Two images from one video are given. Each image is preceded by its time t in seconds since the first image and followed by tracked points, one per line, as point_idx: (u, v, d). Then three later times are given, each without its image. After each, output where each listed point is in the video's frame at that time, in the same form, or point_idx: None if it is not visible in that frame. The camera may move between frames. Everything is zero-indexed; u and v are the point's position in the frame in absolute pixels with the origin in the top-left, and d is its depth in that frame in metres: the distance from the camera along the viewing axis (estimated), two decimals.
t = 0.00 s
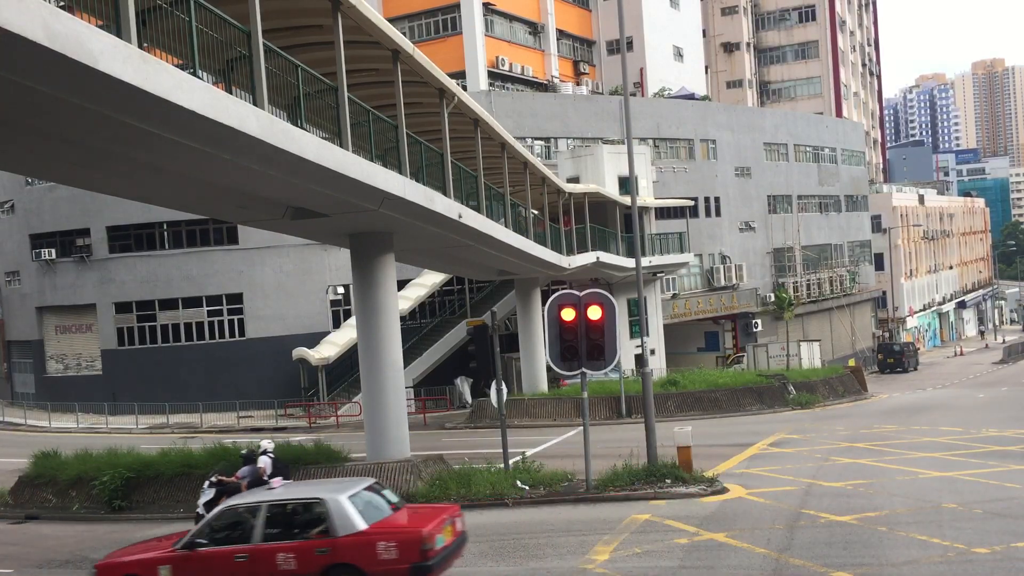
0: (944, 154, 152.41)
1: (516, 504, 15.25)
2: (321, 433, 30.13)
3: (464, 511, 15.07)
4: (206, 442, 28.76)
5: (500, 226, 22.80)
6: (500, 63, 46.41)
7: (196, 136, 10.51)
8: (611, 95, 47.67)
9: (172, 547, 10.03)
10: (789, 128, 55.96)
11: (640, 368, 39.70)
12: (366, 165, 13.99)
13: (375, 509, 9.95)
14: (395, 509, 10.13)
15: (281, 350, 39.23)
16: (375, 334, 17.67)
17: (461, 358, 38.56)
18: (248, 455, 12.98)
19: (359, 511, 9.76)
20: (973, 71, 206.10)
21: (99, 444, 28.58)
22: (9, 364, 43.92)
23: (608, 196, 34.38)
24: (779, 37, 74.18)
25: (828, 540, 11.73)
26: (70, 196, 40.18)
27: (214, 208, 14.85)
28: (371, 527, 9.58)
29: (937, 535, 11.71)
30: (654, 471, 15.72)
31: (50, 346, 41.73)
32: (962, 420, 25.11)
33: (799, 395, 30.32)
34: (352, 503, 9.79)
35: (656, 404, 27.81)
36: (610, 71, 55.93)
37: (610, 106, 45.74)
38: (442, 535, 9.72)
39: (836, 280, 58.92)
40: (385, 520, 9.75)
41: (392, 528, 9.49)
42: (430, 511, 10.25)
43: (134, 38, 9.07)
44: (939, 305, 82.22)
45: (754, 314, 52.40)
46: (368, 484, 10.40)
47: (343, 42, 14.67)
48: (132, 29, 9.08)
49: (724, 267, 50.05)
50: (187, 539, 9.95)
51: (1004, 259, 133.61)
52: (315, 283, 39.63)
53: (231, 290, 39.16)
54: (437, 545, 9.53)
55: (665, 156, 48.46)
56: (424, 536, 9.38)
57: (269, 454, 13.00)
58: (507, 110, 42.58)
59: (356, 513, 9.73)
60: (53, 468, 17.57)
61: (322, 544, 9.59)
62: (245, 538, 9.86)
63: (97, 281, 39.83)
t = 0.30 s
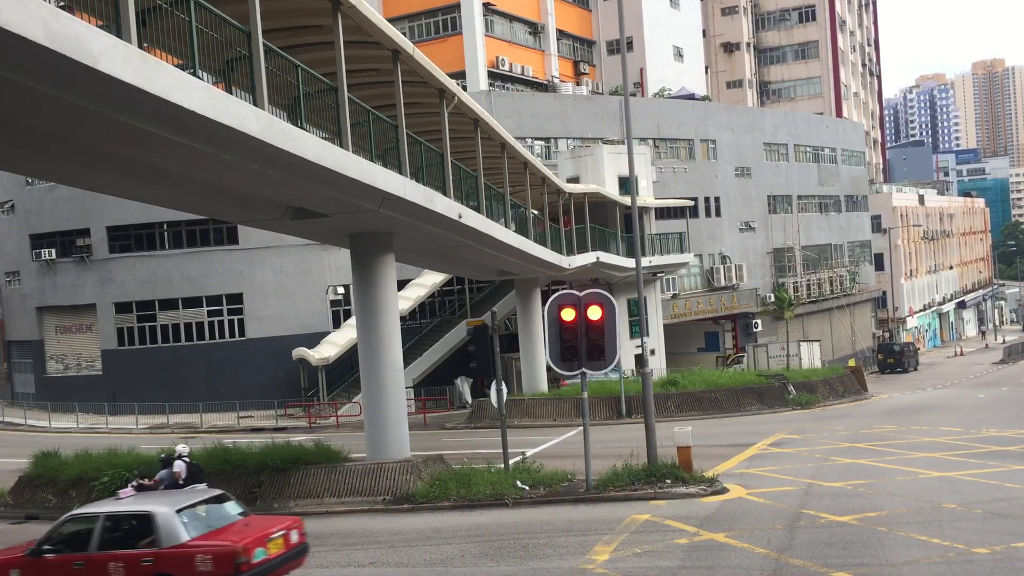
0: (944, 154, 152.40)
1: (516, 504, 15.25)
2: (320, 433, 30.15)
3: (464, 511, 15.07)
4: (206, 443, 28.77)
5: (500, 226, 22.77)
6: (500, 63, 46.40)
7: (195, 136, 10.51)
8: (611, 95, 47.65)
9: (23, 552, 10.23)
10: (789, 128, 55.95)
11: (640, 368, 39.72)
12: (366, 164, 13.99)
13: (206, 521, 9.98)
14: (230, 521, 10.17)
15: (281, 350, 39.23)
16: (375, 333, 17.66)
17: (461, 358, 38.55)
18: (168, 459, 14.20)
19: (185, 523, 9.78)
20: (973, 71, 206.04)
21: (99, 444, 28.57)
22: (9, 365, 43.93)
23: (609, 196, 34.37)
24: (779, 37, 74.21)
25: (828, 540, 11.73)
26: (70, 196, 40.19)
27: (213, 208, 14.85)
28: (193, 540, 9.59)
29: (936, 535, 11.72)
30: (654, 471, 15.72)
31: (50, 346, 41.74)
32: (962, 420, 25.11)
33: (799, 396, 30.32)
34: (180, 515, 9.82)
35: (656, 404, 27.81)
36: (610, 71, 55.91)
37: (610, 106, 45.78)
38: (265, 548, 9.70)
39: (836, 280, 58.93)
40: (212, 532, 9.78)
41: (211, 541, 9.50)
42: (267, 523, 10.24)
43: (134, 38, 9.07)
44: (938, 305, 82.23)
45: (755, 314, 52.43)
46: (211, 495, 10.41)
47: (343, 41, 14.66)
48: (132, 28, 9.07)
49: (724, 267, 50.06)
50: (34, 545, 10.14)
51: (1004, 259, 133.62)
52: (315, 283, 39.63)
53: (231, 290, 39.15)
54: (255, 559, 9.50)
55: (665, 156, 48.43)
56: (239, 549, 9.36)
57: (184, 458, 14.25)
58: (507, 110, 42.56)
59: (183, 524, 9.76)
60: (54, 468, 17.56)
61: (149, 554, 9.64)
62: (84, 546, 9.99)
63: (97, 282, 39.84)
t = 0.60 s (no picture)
0: (944, 155, 152.34)
1: (516, 504, 15.25)
2: (320, 432, 30.16)
3: (463, 510, 15.08)
4: (206, 442, 28.77)
5: (500, 225, 22.75)
6: (500, 62, 46.39)
7: (196, 135, 10.51)
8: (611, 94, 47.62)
9: None
10: (789, 128, 55.93)
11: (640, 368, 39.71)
12: (366, 164, 13.98)
13: (57, 526, 10.37)
14: (81, 525, 10.53)
15: (281, 349, 39.22)
16: (375, 333, 17.67)
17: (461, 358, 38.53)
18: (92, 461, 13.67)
19: (31, 525, 10.14)
20: (973, 71, 205.98)
21: (99, 443, 28.57)
22: (8, 363, 43.94)
23: (609, 196, 34.35)
24: (779, 37, 74.22)
25: (828, 540, 11.73)
26: (70, 195, 40.19)
27: (213, 207, 14.84)
28: (35, 544, 9.96)
29: (937, 535, 11.72)
30: (653, 470, 15.72)
31: (50, 345, 41.74)
32: (962, 420, 25.10)
33: (799, 396, 30.31)
34: (28, 517, 10.17)
35: (656, 404, 27.80)
36: (610, 71, 55.90)
37: (610, 106, 45.78)
38: (102, 554, 10.09)
39: (836, 280, 58.91)
40: (57, 536, 10.15)
41: (50, 546, 9.89)
42: (115, 529, 10.61)
43: (134, 37, 9.04)
44: (938, 305, 82.21)
45: (755, 314, 52.44)
46: (67, 501, 10.75)
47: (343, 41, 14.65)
48: (131, 27, 9.07)
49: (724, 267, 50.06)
50: None
51: (1004, 259, 133.58)
52: (315, 282, 39.61)
53: (231, 289, 39.15)
54: (89, 565, 9.89)
55: (665, 155, 48.39)
56: (71, 557, 9.73)
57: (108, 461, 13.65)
58: (507, 110, 42.54)
59: (30, 530, 10.08)
60: (53, 467, 17.57)
61: None
62: None
63: (98, 281, 39.84)
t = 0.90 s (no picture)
0: (945, 155, 152.26)
1: (516, 502, 15.26)
2: (320, 430, 30.17)
3: (463, 509, 15.08)
4: (206, 440, 28.78)
5: (500, 224, 22.73)
6: (502, 61, 46.37)
7: (197, 132, 10.49)
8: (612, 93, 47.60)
9: None
10: (790, 128, 55.91)
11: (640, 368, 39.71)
12: (367, 162, 13.98)
13: None
14: None
15: (281, 347, 39.24)
16: (375, 330, 17.67)
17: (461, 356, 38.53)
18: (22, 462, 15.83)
19: None
20: (974, 72, 205.82)
21: (99, 440, 28.58)
22: (9, 360, 43.97)
23: (610, 194, 34.35)
24: (780, 37, 74.23)
25: (828, 540, 11.72)
26: (71, 192, 40.19)
27: (214, 204, 14.85)
28: None
29: (936, 535, 11.72)
30: (653, 470, 15.71)
31: (50, 342, 41.76)
32: (962, 420, 25.05)
33: (799, 395, 30.30)
34: None
35: (656, 403, 27.80)
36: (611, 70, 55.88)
37: (611, 105, 45.75)
38: None
39: (836, 280, 58.89)
40: None
41: None
42: None
43: (136, 34, 9.05)
44: (939, 306, 82.19)
45: (755, 314, 52.46)
46: None
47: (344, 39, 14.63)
48: (134, 24, 9.06)
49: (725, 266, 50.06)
50: None
51: (1004, 259, 133.52)
52: (315, 280, 39.61)
53: (231, 287, 39.14)
54: None
55: (666, 155, 48.37)
56: None
57: (38, 461, 15.86)
58: (508, 108, 42.51)
59: None
60: (54, 464, 17.57)
61: None
62: None
63: (98, 278, 39.83)
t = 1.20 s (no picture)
0: (946, 155, 152.13)
1: (516, 500, 15.26)
2: (320, 428, 30.17)
3: (463, 507, 15.08)
4: (206, 437, 28.75)
5: (501, 221, 22.70)
6: (503, 59, 46.36)
7: (199, 128, 10.49)
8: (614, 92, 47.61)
9: None
10: (791, 127, 55.89)
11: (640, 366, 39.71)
12: (369, 160, 13.97)
13: None
14: None
15: (281, 345, 39.22)
16: (376, 327, 17.68)
17: (461, 354, 38.52)
18: None
19: None
20: (975, 72, 205.65)
21: (99, 437, 28.54)
22: (8, 356, 43.96)
23: (611, 193, 34.35)
24: (782, 37, 74.27)
25: (829, 539, 11.73)
26: (72, 189, 40.21)
27: (216, 201, 14.85)
28: None
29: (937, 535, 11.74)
30: (653, 468, 15.71)
31: (50, 338, 41.76)
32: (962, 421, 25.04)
33: (799, 395, 30.28)
34: None
35: (656, 402, 27.80)
36: (612, 68, 55.88)
37: (612, 104, 45.75)
38: None
39: (837, 279, 58.88)
40: None
41: None
42: None
43: (138, 30, 9.04)
44: (939, 306, 82.15)
45: (755, 314, 52.48)
46: None
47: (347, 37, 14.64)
48: (136, 20, 9.05)
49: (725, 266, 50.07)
50: None
51: (1004, 260, 133.48)
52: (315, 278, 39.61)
53: (231, 284, 39.15)
54: None
55: (667, 154, 48.35)
56: None
57: None
58: (509, 106, 42.50)
59: None
60: (54, 460, 17.57)
61: None
62: None
63: (98, 274, 39.84)
